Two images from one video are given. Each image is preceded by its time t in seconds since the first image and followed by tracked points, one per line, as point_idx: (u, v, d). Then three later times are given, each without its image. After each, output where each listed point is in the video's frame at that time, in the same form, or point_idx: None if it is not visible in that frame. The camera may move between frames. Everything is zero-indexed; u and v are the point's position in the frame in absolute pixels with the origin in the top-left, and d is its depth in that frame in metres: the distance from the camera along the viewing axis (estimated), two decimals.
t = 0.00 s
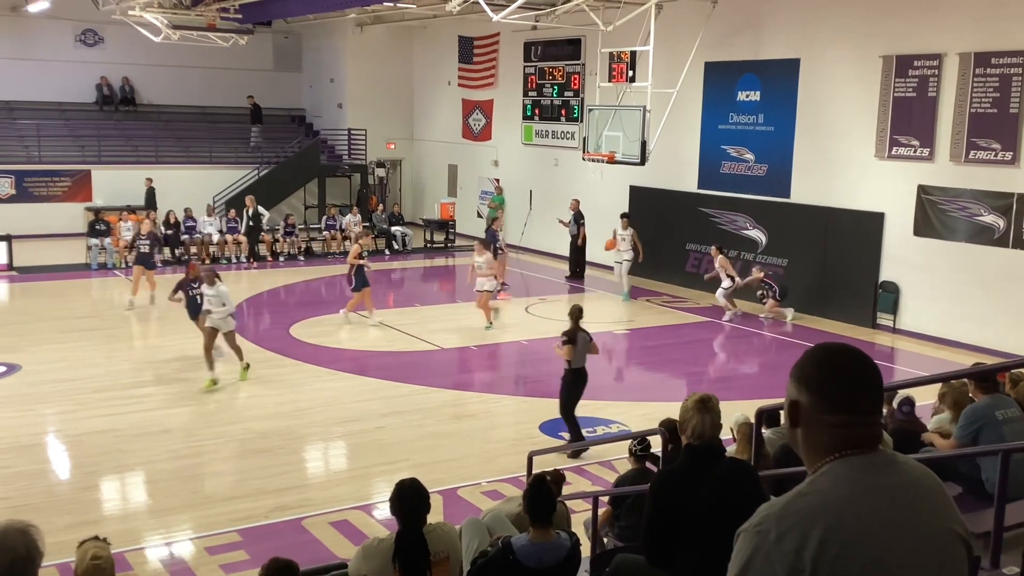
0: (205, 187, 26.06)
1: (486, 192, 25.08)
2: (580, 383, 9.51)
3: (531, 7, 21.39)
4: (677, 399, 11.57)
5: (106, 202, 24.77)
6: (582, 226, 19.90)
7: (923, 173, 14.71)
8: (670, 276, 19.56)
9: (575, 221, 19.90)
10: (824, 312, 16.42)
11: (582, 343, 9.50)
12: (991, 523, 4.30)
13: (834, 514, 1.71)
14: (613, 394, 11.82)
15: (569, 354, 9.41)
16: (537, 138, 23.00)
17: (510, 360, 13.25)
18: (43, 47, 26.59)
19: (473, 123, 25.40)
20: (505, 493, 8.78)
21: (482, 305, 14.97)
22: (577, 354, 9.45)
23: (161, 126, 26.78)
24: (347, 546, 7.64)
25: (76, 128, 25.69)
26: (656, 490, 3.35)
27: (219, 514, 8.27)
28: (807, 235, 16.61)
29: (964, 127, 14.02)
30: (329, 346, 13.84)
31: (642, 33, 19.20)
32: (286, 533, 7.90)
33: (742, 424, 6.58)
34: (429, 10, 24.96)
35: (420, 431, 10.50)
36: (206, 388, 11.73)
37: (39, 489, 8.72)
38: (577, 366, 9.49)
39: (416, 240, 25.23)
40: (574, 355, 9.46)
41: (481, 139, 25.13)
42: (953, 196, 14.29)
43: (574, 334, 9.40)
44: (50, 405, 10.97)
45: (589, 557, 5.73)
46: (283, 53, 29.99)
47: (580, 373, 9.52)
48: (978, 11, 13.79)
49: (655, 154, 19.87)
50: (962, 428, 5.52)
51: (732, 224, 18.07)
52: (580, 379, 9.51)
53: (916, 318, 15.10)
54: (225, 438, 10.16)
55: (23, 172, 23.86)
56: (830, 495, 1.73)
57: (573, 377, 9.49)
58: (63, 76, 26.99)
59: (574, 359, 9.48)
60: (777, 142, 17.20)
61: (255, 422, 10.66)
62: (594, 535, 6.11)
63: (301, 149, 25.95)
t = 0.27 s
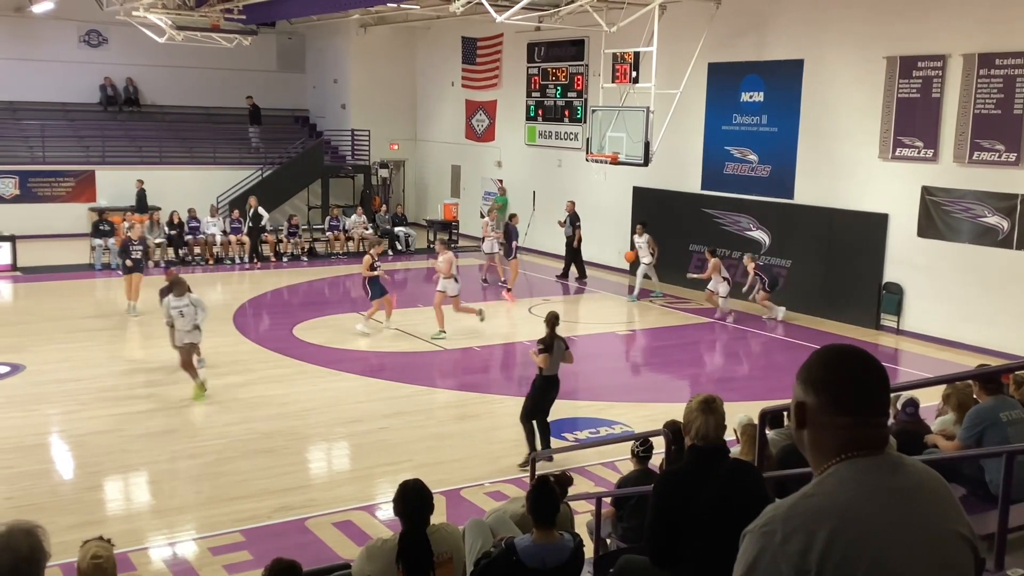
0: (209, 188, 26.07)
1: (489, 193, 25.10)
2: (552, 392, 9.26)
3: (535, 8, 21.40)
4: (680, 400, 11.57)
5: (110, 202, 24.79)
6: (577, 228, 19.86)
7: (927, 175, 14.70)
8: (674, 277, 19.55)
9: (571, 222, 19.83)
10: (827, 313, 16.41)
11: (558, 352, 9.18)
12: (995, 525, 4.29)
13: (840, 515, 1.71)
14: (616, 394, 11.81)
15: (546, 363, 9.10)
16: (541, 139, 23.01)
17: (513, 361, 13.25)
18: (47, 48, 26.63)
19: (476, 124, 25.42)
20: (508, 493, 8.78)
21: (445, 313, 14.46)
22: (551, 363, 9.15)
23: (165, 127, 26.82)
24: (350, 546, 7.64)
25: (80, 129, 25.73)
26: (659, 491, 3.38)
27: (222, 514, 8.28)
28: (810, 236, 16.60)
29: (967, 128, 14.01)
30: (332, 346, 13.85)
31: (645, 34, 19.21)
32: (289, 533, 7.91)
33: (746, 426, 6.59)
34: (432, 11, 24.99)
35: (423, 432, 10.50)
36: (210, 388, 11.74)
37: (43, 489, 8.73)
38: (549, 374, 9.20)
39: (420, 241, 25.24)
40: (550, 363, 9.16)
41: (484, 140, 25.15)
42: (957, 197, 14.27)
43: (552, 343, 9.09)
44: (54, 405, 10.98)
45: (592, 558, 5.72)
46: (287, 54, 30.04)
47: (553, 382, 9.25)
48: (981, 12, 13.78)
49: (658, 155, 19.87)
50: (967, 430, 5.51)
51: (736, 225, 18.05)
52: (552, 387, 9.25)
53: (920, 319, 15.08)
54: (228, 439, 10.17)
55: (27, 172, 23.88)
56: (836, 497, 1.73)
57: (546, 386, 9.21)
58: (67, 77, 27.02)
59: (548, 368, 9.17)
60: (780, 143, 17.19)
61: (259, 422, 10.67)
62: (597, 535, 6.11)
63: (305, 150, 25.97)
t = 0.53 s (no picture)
0: (212, 189, 26.10)
1: (493, 194, 25.10)
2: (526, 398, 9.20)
3: (539, 9, 21.39)
4: (683, 401, 11.56)
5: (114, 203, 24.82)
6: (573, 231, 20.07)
7: (931, 176, 14.68)
8: (678, 278, 19.54)
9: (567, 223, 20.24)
10: (831, 314, 16.40)
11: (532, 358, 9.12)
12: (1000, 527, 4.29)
13: (845, 516, 1.71)
14: (619, 395, 11.81)
15: (518, 368, 9.06)
16: (544, 140, 23.00)
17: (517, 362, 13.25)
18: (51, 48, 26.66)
19: (480, 125, 25.43)
20: (511, 494, 8.78)
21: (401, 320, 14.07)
22: (524, 369, 9.10)
23: (169, 128, 26.85)
24: (354, 547, 7.64)
25: (84, 129, 25.78)
26: (660, 498, 3.32)
27: (226, 515, 8.29)
28: (814, 237, 16.59)
29: (972, 129, 13.98)
30: (335, 347, 13.86)
31: (649, 35, 19.20)
32: (293, 533, 7.92)
33: (750, 427, 6.59)
34: (436, 12, 24.98)
35: (426, 432, 10.50)
36: (213, 389, 11.75)
37: (46, 489, 8.74)
38: (523, 379, 9.15)
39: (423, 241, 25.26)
40: (522, 369, 9.12)
41: (488, 141, 25.15)
42: (961, 198, 14.26)
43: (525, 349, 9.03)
44: (58, 406, 10.99)
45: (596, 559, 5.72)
46: (291, 55, 30.08)
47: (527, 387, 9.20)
48: (986, 14, 13.77)
49: (662, 156, 19.87)
50: (971, 431, 5.50)
51: (739, 226, 18.04)
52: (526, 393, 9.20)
53: (923, 320, 15.06)
54: (232, 439, 10.17)
55: (31, 173, 23.90)
56: (841, 498, 1.73)
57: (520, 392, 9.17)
58: (71, 77, 27.05)
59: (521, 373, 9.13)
60: (784, 144, 17.17)
61: (263, 423, 10.68)
62: (601, 536, 6.11)
63: (308, 150, 25.99)
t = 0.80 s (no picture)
0: (218, 188, 26.13)
1: (497, 194, 25.11)
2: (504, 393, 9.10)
3: (544, 9, 21.38)
4: (688, 401, 11.56)
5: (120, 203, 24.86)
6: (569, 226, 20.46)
7: (937, 176, 14.65)
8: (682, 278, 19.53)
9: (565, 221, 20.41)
10: (836, 314, 16.37)
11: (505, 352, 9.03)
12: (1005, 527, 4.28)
13: (849, 518, 1.71)
14: (624, 395, 11.81)
15: (492, 363, 8.95)
16: (549, 140, 23.00)
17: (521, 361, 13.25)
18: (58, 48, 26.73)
19: (484, 125, 25.43)
20: (515, 494, 8.78)
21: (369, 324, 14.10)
22: (498, 364, 9.00)
23: (175, 127, 26.89)
24: (358, 546, 7.65)
25: (90, 129, 25.81)
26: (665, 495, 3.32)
27: (230, 514, 8.30)
28: (818, 237, 16.57)
29: (977, 129, 13.95)
30: (339, 346, 13.88)
31: (654, 34, 19.16)
32: (297, 532, 7.93)
33: (754, 427, 6.60)
34: (441, 12, 24.97)
35: (430, 432, 10.50)
36: (218, 388, 11.76)
37: (51, 488, 8.76)
38: (500, 375, 9.06)
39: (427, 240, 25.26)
40: (496, 365, 9.02)
41: (492, 141, 25.16)
42: (967, 198, 14.23)
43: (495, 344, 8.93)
44: (63, 405, 11.01)
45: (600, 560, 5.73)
46: (296, 54, 30.12)
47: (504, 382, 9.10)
48: (992, 13, 13.72)
49: (666, 156, 19.85)
50: (976, 431, 5.50)
51: (745, 226, 18.02)
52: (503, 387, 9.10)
53: (929, 321, 15.04)
54: (237, 438, 10.19)
55: (37, 172, 23.94)
56: (846, 500, 1.73)
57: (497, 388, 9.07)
58: (76, 77, 27.11)
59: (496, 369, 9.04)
60: (790, 144, 17.15)
61: (267, 422, 10.69)
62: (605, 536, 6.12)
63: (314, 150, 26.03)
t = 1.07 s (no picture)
0: (228, 187, 26.22)
1: (507, 193, 25.12)
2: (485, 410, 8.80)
3: (553, 7, 21.37)
4: (697, 401, 11.54)
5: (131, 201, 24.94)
6: (573, 224, 20.27)
7: (947, 175, 14.60)
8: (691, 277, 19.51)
9: (568, 218, 20.29)
10: (846, 314, 16.32)
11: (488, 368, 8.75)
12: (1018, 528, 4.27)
13: (865, 521, 1.70)
14: (632, 394, 11.79)
15: (473, 380, 8.69)
16: (558, 139, 22.99)
17: (530, 360, 13.24)
18: (70, 48, 26.85)
19: (494, 124, 25.44)
20: (524, 493, 8.78)
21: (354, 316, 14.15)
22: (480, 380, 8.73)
23: (185, 126, 26.98)
24: (367, 545, 7.66)
25: (100, 128, 25.90)
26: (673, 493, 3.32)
27: (239, 512, 8.32)
28: (828, 236, 16.53)
29: (988, 128, 13.88)
30: (349, 345, 13.90)
31: (664, 33, 19.14)
32: (306, 531, 7.94)
33: (763, 427, 6.59)
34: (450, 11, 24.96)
35: (439, 431, 10.51)
36: (227, 387, 11.78)
37: (62, 486, 8.79)
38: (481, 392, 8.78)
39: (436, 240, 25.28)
40: (477, 381, 8.74)
41: (501, 140, 25.16)
42: (977, 198, 14.17)
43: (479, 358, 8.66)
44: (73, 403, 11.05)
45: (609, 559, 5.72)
46: (306, 54, 30.18)
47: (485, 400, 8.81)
48: (1004, 12, 13.65)
49: (676, 155, 19.83)
50: (988, 432, 5.48)
51: (754, 225, 17.99)
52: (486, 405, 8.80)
53: (939, 321, 14.98)
54: (246, 437, 10.21)
55: (48, 171, 24.03)
56: (862, 503, 1.72)
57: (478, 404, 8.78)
58: (87, 76, 27.22)
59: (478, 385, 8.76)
60: (799, 143, 17.11)
61: (277, 421, 10.71)
62: (614, 536, 6.10)
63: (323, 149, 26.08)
